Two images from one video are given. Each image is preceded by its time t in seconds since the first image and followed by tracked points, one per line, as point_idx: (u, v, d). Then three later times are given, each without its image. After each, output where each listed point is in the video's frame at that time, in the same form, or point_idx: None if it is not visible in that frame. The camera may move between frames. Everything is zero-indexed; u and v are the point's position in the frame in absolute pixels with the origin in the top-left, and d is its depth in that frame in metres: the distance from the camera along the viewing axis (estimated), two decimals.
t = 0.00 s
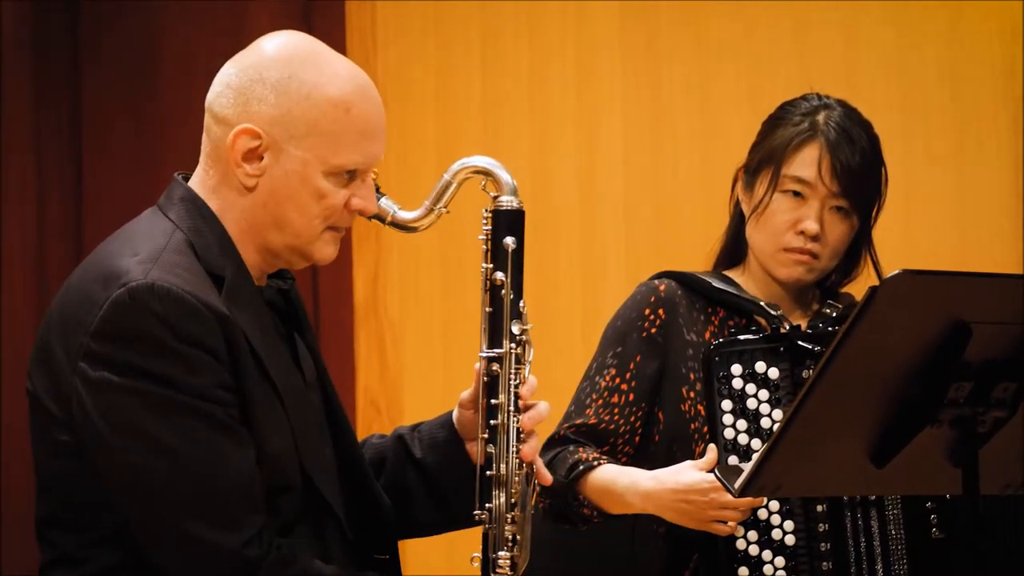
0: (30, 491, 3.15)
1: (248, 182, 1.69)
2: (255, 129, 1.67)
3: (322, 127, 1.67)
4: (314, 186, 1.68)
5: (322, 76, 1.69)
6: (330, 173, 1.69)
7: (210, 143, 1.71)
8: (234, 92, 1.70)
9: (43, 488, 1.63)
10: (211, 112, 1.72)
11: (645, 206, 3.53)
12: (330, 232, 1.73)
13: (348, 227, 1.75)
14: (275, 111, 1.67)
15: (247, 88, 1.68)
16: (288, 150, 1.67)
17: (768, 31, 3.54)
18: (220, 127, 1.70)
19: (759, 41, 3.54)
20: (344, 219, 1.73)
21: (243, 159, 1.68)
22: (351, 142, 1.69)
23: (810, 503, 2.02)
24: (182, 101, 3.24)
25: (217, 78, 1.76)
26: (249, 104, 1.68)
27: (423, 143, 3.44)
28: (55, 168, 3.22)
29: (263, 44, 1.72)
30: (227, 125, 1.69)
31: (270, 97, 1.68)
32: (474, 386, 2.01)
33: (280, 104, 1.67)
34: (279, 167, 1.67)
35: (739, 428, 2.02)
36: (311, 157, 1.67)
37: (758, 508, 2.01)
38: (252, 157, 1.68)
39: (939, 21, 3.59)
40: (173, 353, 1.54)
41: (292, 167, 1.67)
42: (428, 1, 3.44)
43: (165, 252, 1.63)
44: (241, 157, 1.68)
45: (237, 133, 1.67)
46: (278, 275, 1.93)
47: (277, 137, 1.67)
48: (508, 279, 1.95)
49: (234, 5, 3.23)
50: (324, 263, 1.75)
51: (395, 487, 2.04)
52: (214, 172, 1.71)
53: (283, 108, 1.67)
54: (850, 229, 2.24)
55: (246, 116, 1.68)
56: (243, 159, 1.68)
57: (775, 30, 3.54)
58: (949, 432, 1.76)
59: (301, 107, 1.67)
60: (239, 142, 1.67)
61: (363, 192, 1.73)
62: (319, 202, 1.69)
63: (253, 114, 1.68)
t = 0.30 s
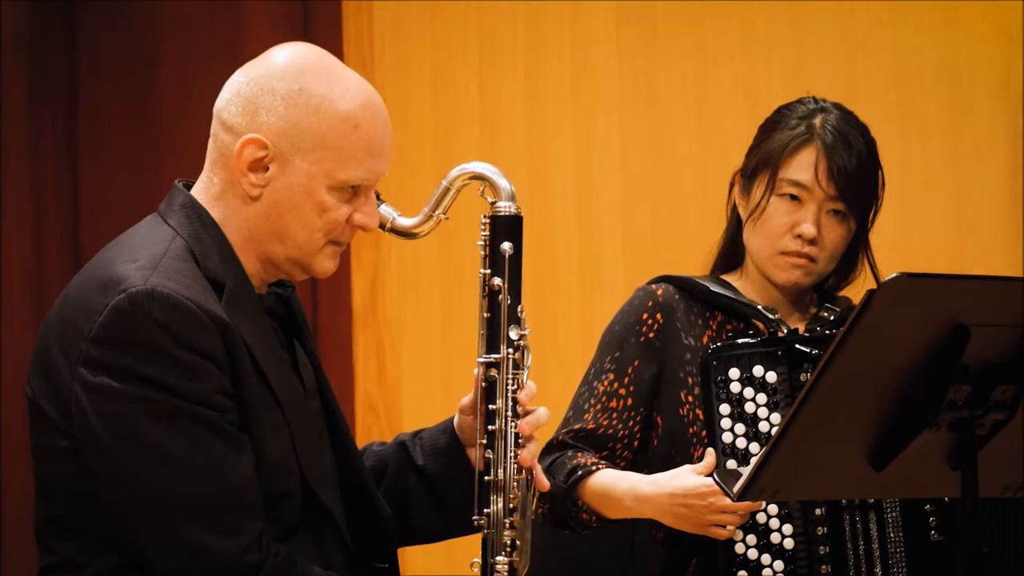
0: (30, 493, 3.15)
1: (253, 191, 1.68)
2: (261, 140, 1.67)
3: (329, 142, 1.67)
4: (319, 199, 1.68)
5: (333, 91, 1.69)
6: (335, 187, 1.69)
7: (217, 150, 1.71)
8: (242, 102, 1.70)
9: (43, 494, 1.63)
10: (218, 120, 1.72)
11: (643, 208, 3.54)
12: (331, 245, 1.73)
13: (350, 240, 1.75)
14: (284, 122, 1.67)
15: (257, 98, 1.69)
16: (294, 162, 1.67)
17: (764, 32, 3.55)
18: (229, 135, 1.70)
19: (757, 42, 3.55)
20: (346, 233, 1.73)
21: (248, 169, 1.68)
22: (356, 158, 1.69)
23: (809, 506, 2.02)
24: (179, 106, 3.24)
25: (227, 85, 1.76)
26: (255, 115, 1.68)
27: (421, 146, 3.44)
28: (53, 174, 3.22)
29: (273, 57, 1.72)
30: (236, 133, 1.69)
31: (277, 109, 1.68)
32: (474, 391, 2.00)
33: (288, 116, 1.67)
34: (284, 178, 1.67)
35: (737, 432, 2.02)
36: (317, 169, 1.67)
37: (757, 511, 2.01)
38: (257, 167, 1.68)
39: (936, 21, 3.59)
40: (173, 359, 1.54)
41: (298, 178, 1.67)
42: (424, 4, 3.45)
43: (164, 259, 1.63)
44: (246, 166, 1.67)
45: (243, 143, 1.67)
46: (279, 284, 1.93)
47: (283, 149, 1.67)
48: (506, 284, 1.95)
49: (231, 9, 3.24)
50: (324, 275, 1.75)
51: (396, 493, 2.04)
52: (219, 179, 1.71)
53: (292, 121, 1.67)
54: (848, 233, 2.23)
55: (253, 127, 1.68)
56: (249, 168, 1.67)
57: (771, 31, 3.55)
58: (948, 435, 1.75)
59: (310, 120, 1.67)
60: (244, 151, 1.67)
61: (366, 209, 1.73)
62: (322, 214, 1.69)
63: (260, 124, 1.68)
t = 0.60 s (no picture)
0: (27, 493, 3.16)
1: (259, 198, 1.68)
2: (269, 146, 1.67)
3: (336, 150, 1.67)
4: (324, 207, 1.68)
5: (340, 98, 1.69)
6: (341, 195, 1.68)
7: (223, 155, 1.71)
8: (250, 107, 1.70)
9: (42, 495, 1.62)
10: (226, 126, 1.72)
11: (639, 212, 3.54)
12: (336, 253, 1.73)
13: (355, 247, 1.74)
14: (292, 129, 1.67)
15: (265, 104, 1.69)
16: (301, 169, 1.67)
17: (761, 35, 3.55)
18: (237, 141, 1.69)
19: (753, 45, 3.55)
20: (350, 241, 1.72)
21: (254, 175, 1.67)
22: (363, 167, 1.69)
23: (804, 510, 2.02)
24: (175, 108, 3.24)
25: (235, 90, 1.76)
26: (263, 121, 1.68)
27: (417, 148, 3.45)
28: (50, 177, 3.22)
29: (282, 64, 1.72)
30: (243, 139, 1.69)
31: (284, 116, 1.68)
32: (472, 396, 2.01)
33: (296, 124, 1.67)
34: (290, 185, 1.67)
35: (732, 437, 2.02)
36: (324, 177, 1.67)
37: (752, 516, 2.01)
38: (264, 173, 1.67)
39: (933, 25, 3.59)
40: (174, 362, 1.54)
41: (305, 185, 1.67)
42: (421, 6, 3.45)
43: (167, 262, 1.63)
44: (253, 172, 1.67)
45: (250, 149, 1.67)
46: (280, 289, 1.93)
47: (290, 156, 1.67)
48: (504, 290, 1.95)
49: (227, 11, 3.24)
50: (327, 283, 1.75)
51: (395, 499, 2.04)
52: (225, 184, 1.71)
53: (300, 128, 1.67)
54: (843, 238, 2.24)
55: (261, 133, 1.68)
56: (256, 175, 1.67)
57: (768, 34, 3.55)
58: (943, 439, 1.75)
59: (318, 129, 1.67)
60: (252, 157, 1.67)
61: (371, 217, 1.73)
62: (327, 222, 1.69)
63: (268, 131, 1.68)
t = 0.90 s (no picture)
0: (24, 493, 3.15)
1: (263, 195, 1.68)
2: (271, 144, 1.66)
3: (338, 146, 1.67)
4: (328, 202, 1.68)
5: (342, 96, 1.69)
6: (344, 189, 1.68)
7: (225, 154, 1.70)
8: (251, 106, 1.69)
9: (43, 492, 1.61)
10: (227, 125, 1.71)
11: (637, 212, 3.54)
12: (342, 248, 1.73)
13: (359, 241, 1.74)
14: (293, 126, 1.67)
15: (266, 102, 1.68)
16: (304, 165, 1.67)
17: (758, 36, 3.55)
18: (238, 140, 1.69)
19: (751, 46, 3.55)
20: (355, 235, 1.72)
21: (258, 173, 1.67)
22: (365, 161, 1.69)
23: (800, 509, 2.01)
24: (173, 108, 3.24)
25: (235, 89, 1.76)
26: (265, 119, 1.68)
27: (415, 148, 3.45)
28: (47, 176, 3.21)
29: (281, 61, 1.72)
30: (245, 138, 1.69)
31: (286, 113, 1.67)
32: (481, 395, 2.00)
33: (298, 121, 1.67)
34: (293, 182, 1.67)
35: (729, 436, 2.01)
36: (327, 172, 1.67)
37: (748, 515, 2.01)
38: (267, 171, 1.67)
39: (930, 26, 3.59)
40: (177, 358, 1.53)
41: (309, 182, 1.67)
42: (419, 7, 3.46)
43: (171, 260, 1.62)
44: (256, 170, 1.67)
45: (253, 146, 1.67)
46: (283, 290, 1.94)
47: (293, 153, 1.67)
48: (515, 289, 1.95)
49: (225, 11, 3.24)
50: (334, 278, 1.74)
51: (402, 501, 2.02)
52: (227, 183, 1.70)
53: (301, 125, 1.67)
54: (840, 237, 2.24)
55: (263, 131, 1.68)
56: (259, 172, 1.67)
57: (765, 35, 3.56)
58: (940, 439, 1.75)
59: (320, 125, 1.67)
60: (255, 155, 1.67)
61: (374, 209, 1.73)
62: (332, 217, 1.69)
63: (270, 129, 1.67)
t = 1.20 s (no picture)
0: (20, 489, 3.15)
1: (252, 178, 1.62)
2: (254, 125, 1.60)
3: (320, 117, 1.60)
4: (320, 174, 1.62)
5: (316, 66, 1.62)
6: (334, 158, 1.62)
7: (210, 146, 1.64)
8: (227, 92, 1.62)
9: (45, 489, 1.56)
10: (206, 116, 1.64)
11: (634, 210, 3.53)
12: (342, 220, 1.66)
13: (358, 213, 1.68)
14: (273, 105, 1.60)
15: (243, 86, 1.61)
16: (290, 141, 1.60)
17: (755, 35, 3.55)
18: (218, 128, 1.62)
19: (748, 44, 3.55)
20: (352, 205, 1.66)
21: (244, 156, 1.61)
22: (350, 129, 1.62)
23: (798, 503, 2.01)
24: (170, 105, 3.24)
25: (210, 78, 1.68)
26: (243, 102, 1.61)
27: (412, 145, 3.45)
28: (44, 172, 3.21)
29: (251, 40, 1.65)
30: (224, 124, 1.62)
31: (264, 91, 1.61)
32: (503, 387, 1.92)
33: (277, 98, 1.60)
34: (281, 160, 1.60)
35: (726, 429, 2.01)
36: (314, 146, 1.61)
37: (746, 508, 2.00)
38: (253, 153, 1.61)
39: (927, 24, 3.60)
40: (180, 345, 1.49)
41: (296, 158, 1.60)
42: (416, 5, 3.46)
43: (170, 248, 1.58)
44: (243, 153, 1.61)
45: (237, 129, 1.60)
46: (281, 277, 1.91)
47: (277, 130, 1.60)
48: (543, 285, 1.86)
49: (222, 9, 3.24)
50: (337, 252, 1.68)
51: (425, 489, 1.95)
52: (216, 173, 1.65)
53: (280, 101, 1.60)
54: (837, 230, 2.24)
55: (243, 113, 1.61)
56: (245, 156, 1.61)
57: (762, 33, 3.55)
58: (937, 432, 1.75)
59: (299, 98, 1.60)
60: (239, 138, 1.60)
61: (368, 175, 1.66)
62: (326, 188, 1.62)
63: (251, 110, 1.60)
